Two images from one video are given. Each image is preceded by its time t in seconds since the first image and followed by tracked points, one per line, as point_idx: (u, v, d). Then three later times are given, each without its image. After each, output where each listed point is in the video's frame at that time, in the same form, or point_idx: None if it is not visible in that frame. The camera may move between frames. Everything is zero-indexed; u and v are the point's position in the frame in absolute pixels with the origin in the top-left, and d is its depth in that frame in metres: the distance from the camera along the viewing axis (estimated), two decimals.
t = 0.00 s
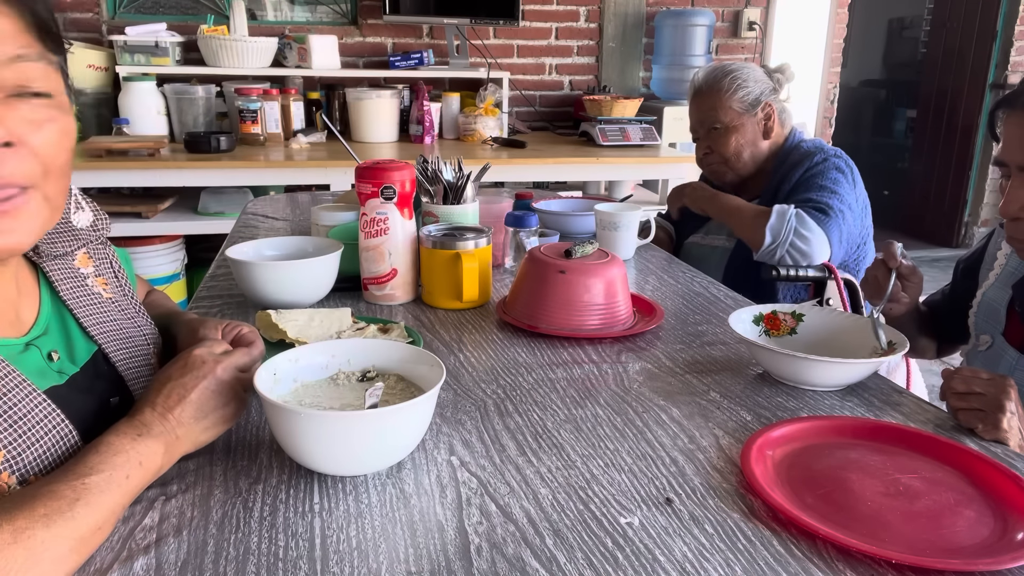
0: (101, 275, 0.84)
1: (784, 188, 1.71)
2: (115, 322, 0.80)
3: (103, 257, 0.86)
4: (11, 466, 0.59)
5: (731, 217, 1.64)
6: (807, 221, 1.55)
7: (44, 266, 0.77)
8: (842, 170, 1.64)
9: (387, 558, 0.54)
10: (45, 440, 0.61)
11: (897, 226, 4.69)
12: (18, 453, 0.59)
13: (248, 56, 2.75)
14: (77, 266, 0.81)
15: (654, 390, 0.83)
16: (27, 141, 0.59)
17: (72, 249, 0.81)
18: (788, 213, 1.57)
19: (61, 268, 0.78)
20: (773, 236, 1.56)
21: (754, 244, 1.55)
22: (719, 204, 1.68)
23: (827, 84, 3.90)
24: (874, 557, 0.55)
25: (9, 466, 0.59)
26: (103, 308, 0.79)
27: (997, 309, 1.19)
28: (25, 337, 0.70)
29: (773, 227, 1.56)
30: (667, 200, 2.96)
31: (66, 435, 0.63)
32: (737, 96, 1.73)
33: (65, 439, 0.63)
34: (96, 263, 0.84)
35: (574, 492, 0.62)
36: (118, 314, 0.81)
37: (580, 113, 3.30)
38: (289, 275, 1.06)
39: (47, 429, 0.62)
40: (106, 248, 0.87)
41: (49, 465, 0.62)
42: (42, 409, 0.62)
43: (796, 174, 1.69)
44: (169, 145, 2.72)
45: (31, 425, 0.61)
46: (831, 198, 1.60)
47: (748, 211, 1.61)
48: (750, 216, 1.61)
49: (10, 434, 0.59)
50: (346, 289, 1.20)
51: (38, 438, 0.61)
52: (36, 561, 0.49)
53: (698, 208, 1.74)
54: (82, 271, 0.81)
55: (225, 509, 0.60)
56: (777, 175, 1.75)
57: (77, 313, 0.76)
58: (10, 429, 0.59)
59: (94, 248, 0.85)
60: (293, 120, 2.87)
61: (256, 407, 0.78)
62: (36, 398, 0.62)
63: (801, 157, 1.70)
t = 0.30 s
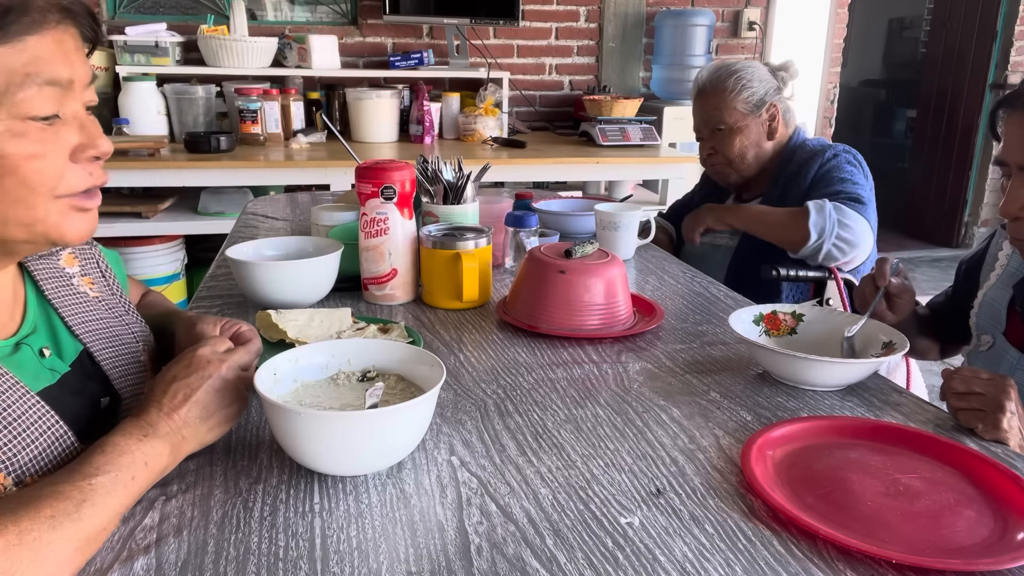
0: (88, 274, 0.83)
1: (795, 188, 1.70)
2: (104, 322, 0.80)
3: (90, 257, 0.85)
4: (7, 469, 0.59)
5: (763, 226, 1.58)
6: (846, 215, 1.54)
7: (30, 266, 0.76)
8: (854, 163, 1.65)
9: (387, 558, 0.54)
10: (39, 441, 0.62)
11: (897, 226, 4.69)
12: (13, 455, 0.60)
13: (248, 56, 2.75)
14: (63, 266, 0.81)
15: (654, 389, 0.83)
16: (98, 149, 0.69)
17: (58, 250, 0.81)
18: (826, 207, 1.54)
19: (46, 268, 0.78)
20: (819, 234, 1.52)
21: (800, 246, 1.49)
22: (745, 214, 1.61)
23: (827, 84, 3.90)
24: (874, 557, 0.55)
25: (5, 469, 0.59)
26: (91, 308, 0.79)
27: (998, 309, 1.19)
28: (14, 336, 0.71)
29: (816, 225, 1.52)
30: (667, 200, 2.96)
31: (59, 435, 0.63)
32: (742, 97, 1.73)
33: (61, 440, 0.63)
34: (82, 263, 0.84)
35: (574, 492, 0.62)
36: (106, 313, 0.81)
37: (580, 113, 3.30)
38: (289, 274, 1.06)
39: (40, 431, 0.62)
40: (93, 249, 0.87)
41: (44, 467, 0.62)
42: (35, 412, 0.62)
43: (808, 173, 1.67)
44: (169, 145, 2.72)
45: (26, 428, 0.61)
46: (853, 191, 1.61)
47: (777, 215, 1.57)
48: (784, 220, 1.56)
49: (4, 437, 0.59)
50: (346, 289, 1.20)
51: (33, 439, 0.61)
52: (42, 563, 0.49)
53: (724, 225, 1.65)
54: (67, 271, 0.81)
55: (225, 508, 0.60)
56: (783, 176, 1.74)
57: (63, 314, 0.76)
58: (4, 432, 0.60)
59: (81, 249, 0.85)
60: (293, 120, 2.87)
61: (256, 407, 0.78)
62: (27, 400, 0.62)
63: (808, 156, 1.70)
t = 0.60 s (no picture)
0: (58, 277, 0.82)
1: (809, 192, 1.69)
2: (74, 325, 0.79)
3: (59, 261, 0.85)
4: None
5: (788, 248, 1.56)
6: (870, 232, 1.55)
7: None
8: (867, 172, 1.65)
9: (387, 558, 0.54)
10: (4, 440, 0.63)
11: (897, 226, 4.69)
12: None
13: (248, 56, 2.75)
14: (32, 269, 0.79)
15: (654, 390, 0.83)
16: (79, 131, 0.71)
17: (26, 254, 0.80)
18: (850, 226, 1.55)
19: (15, 271, 0.76)
20: (846, 254, 1.53)
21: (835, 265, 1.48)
22: (767, 236, 1.58)
23: (827, 84, 3.90)
24: (874, 557, 0.55)
25: None
26: (61, 311, 0.78)
27: (998, 309, 1.19)
28: None
29: (844, 246, 1.53)
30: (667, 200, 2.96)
31: (22, 441, 0.65)
32: (755, 97, 1.73)
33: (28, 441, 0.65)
34: (51, 267, 0.83)
35: (573, 492, 0.62)
36: (77, 316, 0.80)
37: (580, 113, 3.30)
38: (289, 274, 1.06)
39: (10, 437, 0.64)
40: (61, 252, 0.86)
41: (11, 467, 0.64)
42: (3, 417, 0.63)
43: (825, 177, 1.65)
44: (169, 145, 2.72)
45: None
46: (870, 201, 1.61)
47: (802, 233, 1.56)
48: (809, 240, 1.55)
49: None
50: (346, 289, 1.20)
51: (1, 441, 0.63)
52: (25, 562, 0.49)
53: (746, 249, 1.60)
54: (37, 274, 0.79)
55: (224, 508, 0.60)
56: (794, 178, 1.73)
57: (33, 315, 0.74)
58: None
59: (49, 252, 0.84)
60: (293, 120, 2.87)
61: (256, 407, 0.78)
62: None
63: (821, 160, 1.69)
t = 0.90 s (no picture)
0: (40, 275, 0.82)
1: (815, 196, 1.69)
2: (57, 321, 0.78)
3: (41, 260, 0.84)
4: None
5: (789, 251, 1.57)
6: (870, 240, 1.54)
7: None
8: (873, 178, 1.65)
9: (387, 558, 0.54)
10: None
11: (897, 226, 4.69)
12: None
13: (249, 57, 2.75)
14: (15, 268, 0.79)
15: (654, 389, 0.83)
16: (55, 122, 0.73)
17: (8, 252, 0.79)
18: (850, 234, 1.54)
19: None
20: (845, 260, 1.52)
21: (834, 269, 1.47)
22: (769, 239, 1.58)
23: (827, 84, 3.90)
24: (874, 557, 0.55)
25: None
26: (46, 308, 0.78)
27: (998, 309, 1.19)
28: None
29: (843, 251, 1.52)
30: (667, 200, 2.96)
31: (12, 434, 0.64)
32: (768, 100, 1.72)
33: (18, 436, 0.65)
34: (33, 265, 0.82)
35: (573, 492, 0.62)
36: (61, 313, 0.80)
37: (580, 113, 3.30)
38: (289, 274, 1.06)
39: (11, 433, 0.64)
40: (43, 251, 0.86)
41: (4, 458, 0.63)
42: None
43: (832, 182, 1.66)
44: (169, 145, 2.72)
45: None
46: (876, 208, 1.60)
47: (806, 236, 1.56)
48: (810, 244, 1.55)
49: None
50: (346, 289, 1.20)
51: None
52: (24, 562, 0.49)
53: (747, 252, 1.60)
54: (20, 272, 0.79)
55: (225, 508, 0.60)
56: (800, 181, 1.73)
57: (17, 311, 0.73)
58: None
59: (30, 252, 0.83)
60: (293, 120, 2.87)
61: (257, 407, 0.78)
62: None
63: (828, 164, 1.69)
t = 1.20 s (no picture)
0: (42, 275, 0.81)
1: (815, 196, 1.69)
2: (58, 321, 0.78)
3: (44, 260, 0.84)
4: None
5: (790, 252, 1.57)
6: (870, 241, 1.53)
7: None
8: (873, 179, 1.65)
9: (387, 558, 0.54)
10: None
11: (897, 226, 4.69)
12: None
13: (249, 57, 2.75)
14: (17, 268, 0.78)
15: (654, 390, 0.83)
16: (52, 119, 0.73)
17: (10, 252, 0.79)
18: (850, 235, 1.54)
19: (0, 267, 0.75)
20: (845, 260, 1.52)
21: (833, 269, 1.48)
22: (769, 239, 1.59)
23: (827, 84, 3.90)
24: (874, 557, 0.55)
25: None
26: (46, 307, 0.77)
27: (997, 309, 1.19)
28: None
29: (843, 252, 1.52)
30: (667, 200, 2.96)
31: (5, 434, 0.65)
32: (770, 100, 1.72)
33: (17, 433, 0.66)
34: (36, 265, 0.82)
35: (573, 492, 0.62)
36: (62, 312, 0.80)
37: (580, 113, 3.30)
38: (289, 275, 1.06)
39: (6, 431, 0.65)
40: (46, 252, 0.86)
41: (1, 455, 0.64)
42: None
43: (832, 183, 1.66)
44: (169, 145, 2.72)
45: None
46: (876, 208, 1.60)
47: (807, 237, 1.56)
48: (811, 245, 1.55)
49: None
50: (346, 289, 1.20)
51: None
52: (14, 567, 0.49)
53: (748, 253, 1.61)
54: (22, 272, 0.78)
55: (225, 508, 0.60)
56: (801, 181, 1.73)
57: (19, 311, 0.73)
58: None
59: (34, 252, 0.83)
60: (293, 120, 2.87)
61: (257, 407, 0.78)
62: None
63: (829, 164, 1.69)
